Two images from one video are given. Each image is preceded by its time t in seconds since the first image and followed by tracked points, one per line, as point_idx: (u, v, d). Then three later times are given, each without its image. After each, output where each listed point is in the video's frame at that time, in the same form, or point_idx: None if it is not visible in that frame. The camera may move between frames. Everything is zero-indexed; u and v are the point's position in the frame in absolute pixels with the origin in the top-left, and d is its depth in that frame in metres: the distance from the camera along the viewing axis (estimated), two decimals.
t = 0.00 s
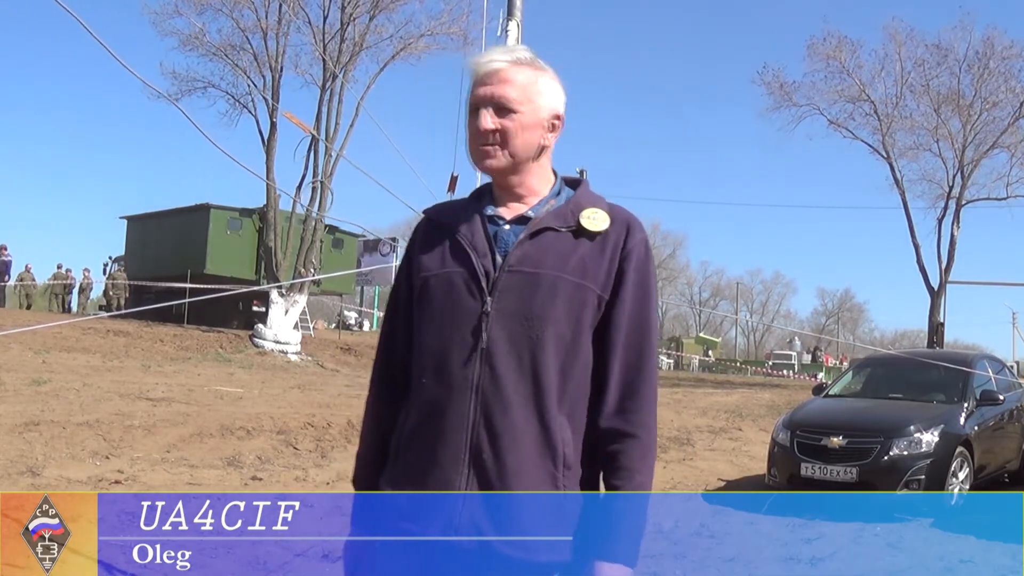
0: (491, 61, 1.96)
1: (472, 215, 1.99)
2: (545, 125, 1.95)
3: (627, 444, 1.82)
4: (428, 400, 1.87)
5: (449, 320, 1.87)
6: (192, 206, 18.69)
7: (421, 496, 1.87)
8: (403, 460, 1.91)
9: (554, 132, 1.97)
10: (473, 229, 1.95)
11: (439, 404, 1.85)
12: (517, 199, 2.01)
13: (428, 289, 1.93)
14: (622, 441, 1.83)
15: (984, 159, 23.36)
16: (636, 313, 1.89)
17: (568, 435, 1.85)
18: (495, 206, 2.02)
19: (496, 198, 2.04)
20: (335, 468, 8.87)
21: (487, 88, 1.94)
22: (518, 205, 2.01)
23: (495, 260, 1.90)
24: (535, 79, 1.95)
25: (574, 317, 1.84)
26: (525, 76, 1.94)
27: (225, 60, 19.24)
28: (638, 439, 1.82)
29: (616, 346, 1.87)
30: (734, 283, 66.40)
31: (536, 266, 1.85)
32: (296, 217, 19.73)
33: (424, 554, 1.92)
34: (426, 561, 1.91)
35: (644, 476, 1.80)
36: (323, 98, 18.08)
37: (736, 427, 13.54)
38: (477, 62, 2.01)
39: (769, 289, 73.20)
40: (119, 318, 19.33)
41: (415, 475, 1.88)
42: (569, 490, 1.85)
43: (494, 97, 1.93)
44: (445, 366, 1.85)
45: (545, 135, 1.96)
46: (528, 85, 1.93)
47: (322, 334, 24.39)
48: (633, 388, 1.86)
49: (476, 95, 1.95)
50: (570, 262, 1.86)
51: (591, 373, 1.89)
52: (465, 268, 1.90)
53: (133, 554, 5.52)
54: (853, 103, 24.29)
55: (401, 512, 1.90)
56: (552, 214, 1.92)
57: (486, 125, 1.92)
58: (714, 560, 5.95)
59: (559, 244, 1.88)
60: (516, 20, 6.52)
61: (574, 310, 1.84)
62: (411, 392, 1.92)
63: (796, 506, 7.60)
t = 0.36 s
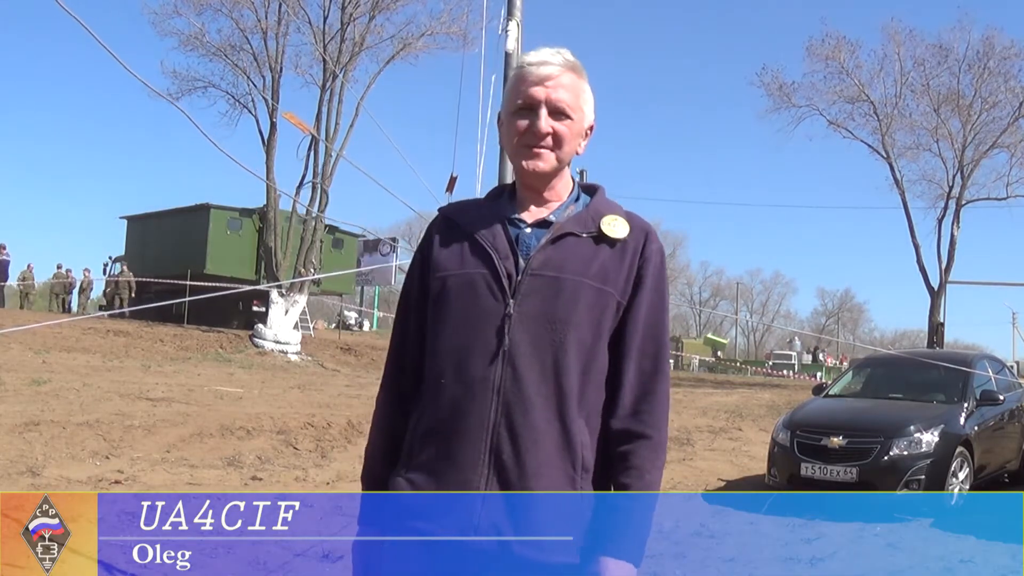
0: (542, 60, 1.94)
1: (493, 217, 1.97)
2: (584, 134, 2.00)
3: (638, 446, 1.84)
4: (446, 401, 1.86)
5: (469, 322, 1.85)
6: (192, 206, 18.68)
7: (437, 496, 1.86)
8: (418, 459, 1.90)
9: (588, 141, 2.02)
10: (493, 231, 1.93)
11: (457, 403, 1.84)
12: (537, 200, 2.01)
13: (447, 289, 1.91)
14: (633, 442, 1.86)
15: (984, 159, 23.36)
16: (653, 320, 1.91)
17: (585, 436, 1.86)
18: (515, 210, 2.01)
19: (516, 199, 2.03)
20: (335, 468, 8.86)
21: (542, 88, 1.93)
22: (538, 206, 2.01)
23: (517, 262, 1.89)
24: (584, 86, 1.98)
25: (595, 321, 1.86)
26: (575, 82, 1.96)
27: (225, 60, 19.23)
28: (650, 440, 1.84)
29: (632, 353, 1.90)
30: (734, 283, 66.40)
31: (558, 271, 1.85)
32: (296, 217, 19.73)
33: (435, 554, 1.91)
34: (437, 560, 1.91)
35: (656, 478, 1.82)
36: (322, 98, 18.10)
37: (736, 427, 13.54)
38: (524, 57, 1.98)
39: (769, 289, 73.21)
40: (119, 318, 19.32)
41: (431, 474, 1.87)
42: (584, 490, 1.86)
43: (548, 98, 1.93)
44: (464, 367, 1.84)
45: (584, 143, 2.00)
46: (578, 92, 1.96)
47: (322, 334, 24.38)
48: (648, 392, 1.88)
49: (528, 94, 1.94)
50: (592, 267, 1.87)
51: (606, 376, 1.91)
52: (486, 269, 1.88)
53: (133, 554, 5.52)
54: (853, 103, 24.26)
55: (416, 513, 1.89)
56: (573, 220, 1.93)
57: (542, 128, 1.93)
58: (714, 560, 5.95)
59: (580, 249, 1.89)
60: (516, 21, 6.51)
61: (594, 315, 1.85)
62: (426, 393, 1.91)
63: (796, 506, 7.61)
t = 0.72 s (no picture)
0: (532, 62, 1.94)
1: (477, 215, 1.95)
2: (570, 137, 2.01)
3: (638, 450, 1.89)
4: (436, 400, 1.83)
5: (460, 320, 1.83)
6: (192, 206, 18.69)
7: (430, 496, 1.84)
8: (406, 459, 1.87)
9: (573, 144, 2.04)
10: (479, 228, 1.90)
11: (448, 403, 1.82)
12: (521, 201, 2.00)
13: (434, 288, 1.87)
14: (631, 448, 1.90)
15: (984, 159, 23.35)
16: (639, 320, 1.94)
17: (577, 436, 1.88)
18: (498, 208, 1.99)
19: (498, 198, 2.01)
20: (335, 468, 8.86)
21: (533, 89, 1.93)
22: (521, 207, 1.99)
23: (507, 261, 1.87)
24: (570, 89, 1.99)
25: (586, 320, 1.87)
26: (563, 84, 1.97)
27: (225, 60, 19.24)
28: (645, 443, 1.90)
29: (621, 354, 1.94)
30: (734, 283, 66.37)
31: (549, 270, 1.85)
32: (296, 217, 19.74)
33: (428, 554, 1.90)
34: (430, 558, 1.90)
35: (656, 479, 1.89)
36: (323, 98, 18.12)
37: (736, 427, 13.54)
38: (512, 58, 1.97)
39: (769, 289, 73.19)
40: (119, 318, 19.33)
41: (422, 474, 1.84)
42: (577, 489, 1.89)
43: (540, 100, 1.93)
44: (455, 366, 1.82)
45: (568, 147, 2.02)
46: (566, 94, 1.97)
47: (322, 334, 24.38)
48: (640, 396, 1.93)
49: (519, 94, 1.93)
50: (581, 268, 1.87)
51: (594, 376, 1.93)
52: (477, 267, 1.85)
53: (132, 554, 5.52)
54: (853, 103, 24.24)
55: (407, 513, 1.87)
56: (559, 219, 1.92)
57: (534, 128, 1.93)
58: (714, 560, 5.95)
59: (568, 249, 1.89)
60: (516, 20, 6.51)
61: (585, 314, 1.86)
62: (414, 390, 1.87)
63: (796, 506, 7.61)
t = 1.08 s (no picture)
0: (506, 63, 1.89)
1: (417, 210, 1.86)
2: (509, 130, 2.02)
3: (576, 432, 1.93)
4: (406, 406, 1.75)
5: (423, 322, 1.75)
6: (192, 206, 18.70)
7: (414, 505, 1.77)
8: (378, 469, 1.77)
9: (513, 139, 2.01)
10: (425, 224, 1.83)
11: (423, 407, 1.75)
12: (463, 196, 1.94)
13: (389, 290, 1.78)
14: (569, 430, 1.93)
15: (984, 159, 23.36)
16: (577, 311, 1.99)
17: (542, 428, 1.90)
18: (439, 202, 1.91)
19: (439, 193, 1.93)
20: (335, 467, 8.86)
21: (510, 92, 1.88)
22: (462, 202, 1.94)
23: (462, 259, 1.82)
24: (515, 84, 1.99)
25: (539, 313, 1.88)
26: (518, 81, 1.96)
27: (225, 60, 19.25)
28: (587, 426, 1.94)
29: (565, 337, 1.96)
30: (734, 283, 66.40)
31: (503, 265, 1.84)
32: (296, 217, 19.75)
33: (411, 553, 1.87)
34: (416, 557, 1.87)
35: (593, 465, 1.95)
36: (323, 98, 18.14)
37: (736, 427, 13.55)
38: (480, 56, 1.88)
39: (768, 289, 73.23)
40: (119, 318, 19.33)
41: (398, 481, 1.77)
42: (545, 485, 1.89)
43: (516, 102, 1.90)
44: (424, 370, 1.75)
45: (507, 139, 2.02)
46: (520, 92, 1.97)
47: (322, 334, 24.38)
48: (577, 380, 1.95)
49: (500, 97, 1.87)
50: (530, 261, 1.88)
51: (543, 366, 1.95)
52: (432, 266, 1.78)
53: (132, 554, 5.52)
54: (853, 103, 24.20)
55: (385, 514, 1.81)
56: (504, 212, 1.92)
57: (515, 133, 1.90)
58: (714, 560, 5.95)
59: (515, 243, 1.88)
60: (516, 20, 6.51)
61: (538, 307, 1.88)
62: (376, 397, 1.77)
63: (796, 506, 7.60)
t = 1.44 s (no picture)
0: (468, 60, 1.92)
1: (384, 206, 1.81)
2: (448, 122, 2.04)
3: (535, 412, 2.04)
4: (403, 408, 1.72)
5: (411, 321, 1.73)
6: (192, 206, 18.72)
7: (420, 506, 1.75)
8: (375, 475, 1.72)
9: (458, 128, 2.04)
10: (396, 222, 1.79)
11: (419, 408, 1.73)
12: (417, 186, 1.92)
13: (369, 292, 1.72)
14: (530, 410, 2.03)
15: (984, 159, 23.35)
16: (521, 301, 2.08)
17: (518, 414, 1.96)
18: (398, 193, 1.87)
19: (395, 183, 1.89)
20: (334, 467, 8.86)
21: (474, 89, 1.92)
22: (416, 192, 1.91)
23: (437, 256, 1.81)
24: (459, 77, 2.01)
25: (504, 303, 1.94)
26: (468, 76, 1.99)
27: (225, 60, 19.26)
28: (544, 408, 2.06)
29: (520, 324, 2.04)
30: (735, 283, 66.37)
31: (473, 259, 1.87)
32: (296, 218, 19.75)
33: (412, 556, 1.82)
34: (414, 558, 1.82)
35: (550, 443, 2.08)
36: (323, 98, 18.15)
37: (736, 427, 13.55)
38: (446, 53, 1.89)
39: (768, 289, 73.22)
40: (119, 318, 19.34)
41: (398, 484, 1.73)
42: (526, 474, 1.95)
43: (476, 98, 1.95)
44: (417, 369, 1.73)
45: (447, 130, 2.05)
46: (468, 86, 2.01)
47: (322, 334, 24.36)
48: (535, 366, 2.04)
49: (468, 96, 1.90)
50: (491, 252, 1.93)
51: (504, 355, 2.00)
52: (411, 263, 1.76)
53: (133, 554, 5.52)
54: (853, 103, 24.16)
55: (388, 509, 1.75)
56: (462, 205, 1.94)
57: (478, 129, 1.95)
58: (714, 560, 5.95)
59: (475, 236, 1.92)
60: (516, 21, 6.51)
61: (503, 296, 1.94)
62: (366, 401, 1.71)
63: (796, 506, 7.61)
